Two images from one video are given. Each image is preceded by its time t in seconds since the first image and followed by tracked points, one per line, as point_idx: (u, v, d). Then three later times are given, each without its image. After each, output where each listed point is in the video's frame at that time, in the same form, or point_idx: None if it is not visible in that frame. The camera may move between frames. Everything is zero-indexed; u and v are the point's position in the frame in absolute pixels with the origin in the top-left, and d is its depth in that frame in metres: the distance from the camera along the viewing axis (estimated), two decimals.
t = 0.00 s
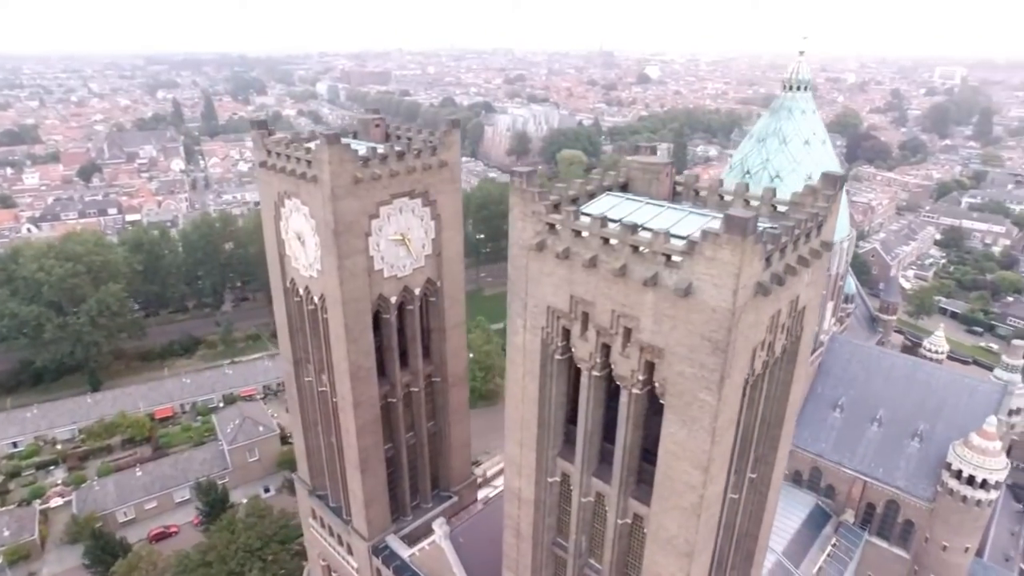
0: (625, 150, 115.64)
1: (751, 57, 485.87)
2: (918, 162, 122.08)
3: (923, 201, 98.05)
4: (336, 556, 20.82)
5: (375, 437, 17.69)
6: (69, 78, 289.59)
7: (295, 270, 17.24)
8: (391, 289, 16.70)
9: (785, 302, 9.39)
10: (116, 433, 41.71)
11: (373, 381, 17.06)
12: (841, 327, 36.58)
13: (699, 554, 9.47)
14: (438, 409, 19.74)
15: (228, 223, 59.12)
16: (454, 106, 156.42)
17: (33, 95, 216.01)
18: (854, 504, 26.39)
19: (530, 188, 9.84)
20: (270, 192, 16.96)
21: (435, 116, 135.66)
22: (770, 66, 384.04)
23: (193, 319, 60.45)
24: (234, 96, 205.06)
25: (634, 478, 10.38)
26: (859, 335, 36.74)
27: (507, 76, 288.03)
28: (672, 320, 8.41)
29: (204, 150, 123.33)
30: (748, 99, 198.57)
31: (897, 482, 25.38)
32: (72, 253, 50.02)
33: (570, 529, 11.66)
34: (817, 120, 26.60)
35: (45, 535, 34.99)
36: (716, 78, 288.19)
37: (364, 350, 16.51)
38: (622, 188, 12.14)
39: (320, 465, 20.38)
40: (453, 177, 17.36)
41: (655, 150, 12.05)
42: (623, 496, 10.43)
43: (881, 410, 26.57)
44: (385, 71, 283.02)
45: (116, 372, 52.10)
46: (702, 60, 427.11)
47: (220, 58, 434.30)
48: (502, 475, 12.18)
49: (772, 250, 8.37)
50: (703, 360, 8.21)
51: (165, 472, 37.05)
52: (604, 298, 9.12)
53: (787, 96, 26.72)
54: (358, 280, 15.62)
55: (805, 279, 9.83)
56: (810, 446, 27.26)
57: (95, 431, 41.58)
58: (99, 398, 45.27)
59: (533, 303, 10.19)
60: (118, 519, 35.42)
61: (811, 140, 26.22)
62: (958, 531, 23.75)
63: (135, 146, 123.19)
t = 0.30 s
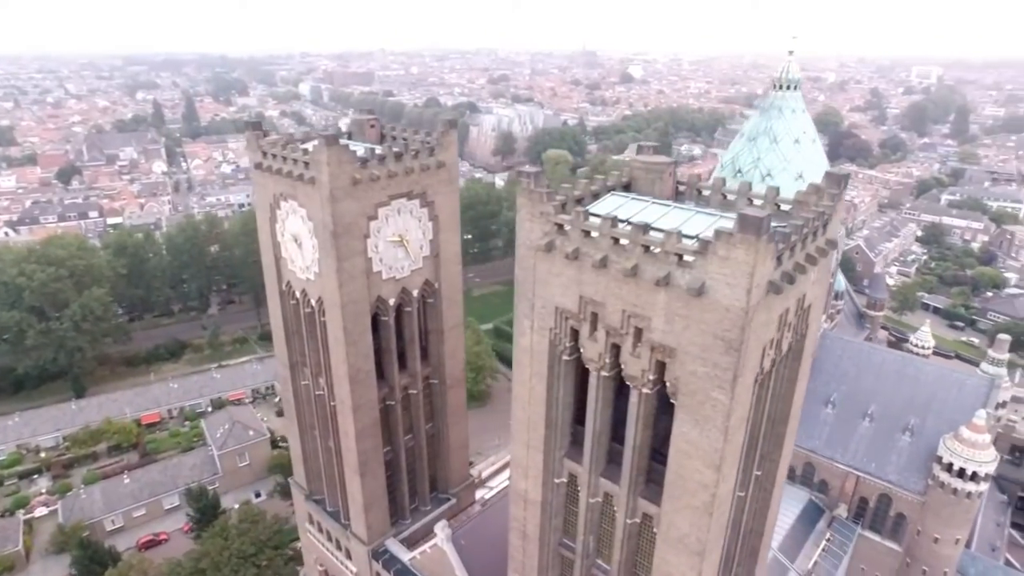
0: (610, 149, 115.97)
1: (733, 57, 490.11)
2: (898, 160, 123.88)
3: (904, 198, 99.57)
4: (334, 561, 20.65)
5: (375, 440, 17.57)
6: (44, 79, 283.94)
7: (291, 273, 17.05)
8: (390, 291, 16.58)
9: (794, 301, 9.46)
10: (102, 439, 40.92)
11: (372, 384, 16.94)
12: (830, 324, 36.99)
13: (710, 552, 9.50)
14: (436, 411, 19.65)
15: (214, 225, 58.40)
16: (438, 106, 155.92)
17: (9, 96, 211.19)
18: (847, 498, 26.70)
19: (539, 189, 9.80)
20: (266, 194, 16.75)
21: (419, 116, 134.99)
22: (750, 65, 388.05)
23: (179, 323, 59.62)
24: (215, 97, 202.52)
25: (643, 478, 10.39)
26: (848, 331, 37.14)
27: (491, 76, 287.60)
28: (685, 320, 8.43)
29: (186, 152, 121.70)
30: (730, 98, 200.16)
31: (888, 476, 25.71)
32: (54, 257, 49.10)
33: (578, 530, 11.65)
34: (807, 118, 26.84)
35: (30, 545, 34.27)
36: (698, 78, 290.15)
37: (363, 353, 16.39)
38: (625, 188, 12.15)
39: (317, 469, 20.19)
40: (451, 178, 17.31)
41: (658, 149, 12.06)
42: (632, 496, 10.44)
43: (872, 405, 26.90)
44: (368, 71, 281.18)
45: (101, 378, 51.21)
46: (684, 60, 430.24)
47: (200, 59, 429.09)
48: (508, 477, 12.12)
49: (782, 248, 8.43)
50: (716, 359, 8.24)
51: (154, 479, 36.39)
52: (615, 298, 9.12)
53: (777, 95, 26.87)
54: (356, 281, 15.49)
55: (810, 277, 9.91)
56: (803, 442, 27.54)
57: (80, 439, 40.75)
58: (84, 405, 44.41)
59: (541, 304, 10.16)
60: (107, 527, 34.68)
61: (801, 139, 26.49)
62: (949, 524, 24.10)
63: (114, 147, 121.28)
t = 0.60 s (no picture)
0: (595, 149, 116.22)
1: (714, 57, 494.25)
2: (877, 158, 125.73)
3: (885, 195, 101.01)
4: (331, 565, 20.46)
5: (374, 444, 17.46)
6: (18, 79, 278.23)
7: (287, 276, 16.85)
8: (388, 293, 16.46)
9: (801, 299, 9.52)
10: (87, 446, 40.21)
11: (371, 386, 16.81)
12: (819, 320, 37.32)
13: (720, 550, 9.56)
14: (434, 413, 19.55)
15: (199, 227, 57.64)
16: (423, 106, 155.36)
17: None
18: (840, 493, 26.99)
19: (548, 190, 9.77)
20: (261, 196, 16.53)
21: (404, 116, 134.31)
22: (732, 64, 390.87)
23: (164, 327, 58.77)
24: (195, 98, 199.96)
25: (652, 478, 10.41)
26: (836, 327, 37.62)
27: (475, 75, 287.04)
28: (697, 320, 8.45)
29: (167, 153, 120.02)
30: (712, 98, 201.57)
31: (879, 470, 26.06)
32: (35, 261, 48.12)
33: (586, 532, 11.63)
34: (796, 117, 27.08)
35: (14, 556, 33.58)
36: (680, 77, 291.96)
37: (362, 356, 16.25)
38: (628, 188, 12.16)
39: (313, 474, 19.99)
40: (448, 178, 17.23)
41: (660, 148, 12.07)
42: (641, 496, 10.44)
43: (863, 400, 27.23)
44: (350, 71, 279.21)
45: (85, 384, 50.30)
46: (666, 59, 432.25)
47: (180, 59, 423.69)
48: (515, 478, 12.08)
49: (791, 247, 8.47)
50: (728, 357, 8.26)
51: (141, 486, 35.67)
52: (625, 298, 9.11)
53: (767, 93, 27.01)
54: (355, 284, 15.35)
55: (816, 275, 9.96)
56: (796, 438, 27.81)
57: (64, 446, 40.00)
58: (68, 411, 43.55)
59: (549, 305, 10.13)
60: (93, 536, 33.99)
61: (791, 138, 26.74)
62: (939, 516, 24.47)
63: (93, 149, 119.15)
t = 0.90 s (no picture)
0: (582, 148, 116.47)
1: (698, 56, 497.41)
2: (860, 156, 127.26)
3: (868, 193, 102.28)
4: (331, 570, 20.28)
5: (375, 446, 17.34)
6: None
7: (285, 278, 16.68)
8: (388, 295, 16.37)
9: (809, 298, 9.59)
10: (74, 453, 39.53)
11: (371, 389, 16.70)
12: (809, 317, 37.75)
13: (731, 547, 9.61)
14: (434, 415, 19.47)
15: (185, 229, 56.97)
16: (409, 107, 154.78)
17: None
18: (834, 488, 27.25)
19: (558, 190, 9.77)
20: (259, 198, 16.34)
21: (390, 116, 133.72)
22: (716, 63, 393.55)
23: (151, 331, 58.01)
24: (176, 99, 197.47)
25: (661, 477, 10.44)
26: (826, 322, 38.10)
27: (460, 75, 286.41)
28: (709, 319, 8.48)
29: (150, 155, 118.49)
30: (696, 97, 202.86)
31: (873, 465, 26.33)
32: (18, 266, 47.30)
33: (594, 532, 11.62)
34: (787, 117, 27.34)
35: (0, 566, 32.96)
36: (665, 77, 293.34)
37: (362, 358, 16.12)
38: (632, 187, 12.17)
39: (311, 477, 19.82)
40: (447, 178, 17.17)
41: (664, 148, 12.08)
42: (650, 495, 10.45)
43: (855, 396, 27.54)
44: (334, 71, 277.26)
45: (70, 390, 49.52)
46: (650, 58, 434.96)
47: (161, 59, 418.60)
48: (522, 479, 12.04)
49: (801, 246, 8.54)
50: (741, 356, 8.30)
51: (131, 492, 35.05)
52: (636, 298, 9.12)
53: (758, 93, 27.28)
54: (356, 285, 15.24)
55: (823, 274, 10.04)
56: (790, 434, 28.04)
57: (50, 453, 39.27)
58: (53, 418, 42.77)
59: (558, 305, 10.11)
60: (81, 544, 33.33)
61: (783, 137, 26.96)
62: (932, 509, 24.75)
63: (73, 151, 117.32)
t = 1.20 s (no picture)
0: (571, 148, 116.61)
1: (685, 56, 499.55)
2: (846, 155, 128.30)
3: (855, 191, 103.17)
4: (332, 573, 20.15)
5: (378, 448, 17.25)
6: None
7: (286, 280, 16.53)
8: (391, 296, 16.29)
9: (820, 297, 9.64)
10: (64, 459, 38.94)
11: (374, 390, 16.60)
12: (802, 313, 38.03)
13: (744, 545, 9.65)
14: (435, 416, 19.42)
15: (175, 231, 56.42)
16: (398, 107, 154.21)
17: None
18: (831, 485, 27.42)
19: (569, 191, 9.75)
20: (259, 200, 16.20)
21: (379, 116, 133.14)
22: (705, 63, 393.85)
23: (141, 334, 57.35)
24: (161, 99, 195.23)
25: (672, 476, 10.46)
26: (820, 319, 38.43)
27: (448, 75, 285.80)
28: (724, 318, 8.51)
29: (136, 156, 117.22)
30: (684, 96, 203.68)
31: (869, 461, 26.55)
32: (4, 269, 46.62)
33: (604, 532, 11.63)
34: (782, 116, 27.43)
35: None
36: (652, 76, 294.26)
37: (365, 360, 16.03)
38: (639, 186, 12.18)
39: (312, 480, 19.67)
40: (449, 179, 17.12)
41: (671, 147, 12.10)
42: (662, 494, 10.47)
43: (851, 393, 27.76)
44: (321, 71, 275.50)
45: (60, 395, 48.87)
46: (638, 58, 435.22)
47: (146, 59, 414.60)
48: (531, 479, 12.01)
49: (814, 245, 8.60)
50: (757, 354, 8.32)
51: (124, 497, 34.56)
52: (650, 298, 9.14)
53: (754, 92, 27.37)
54: (359, 287, 15.15)
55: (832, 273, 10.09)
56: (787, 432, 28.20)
57: (40, 459, 38.67)
58: (43, 423, 42.13)
59: (570, 305, 10.11)
60: (74, 551, 32.53)
61: (778, 136, 27.10)
62: (927, 504, 24.97)
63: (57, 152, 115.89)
